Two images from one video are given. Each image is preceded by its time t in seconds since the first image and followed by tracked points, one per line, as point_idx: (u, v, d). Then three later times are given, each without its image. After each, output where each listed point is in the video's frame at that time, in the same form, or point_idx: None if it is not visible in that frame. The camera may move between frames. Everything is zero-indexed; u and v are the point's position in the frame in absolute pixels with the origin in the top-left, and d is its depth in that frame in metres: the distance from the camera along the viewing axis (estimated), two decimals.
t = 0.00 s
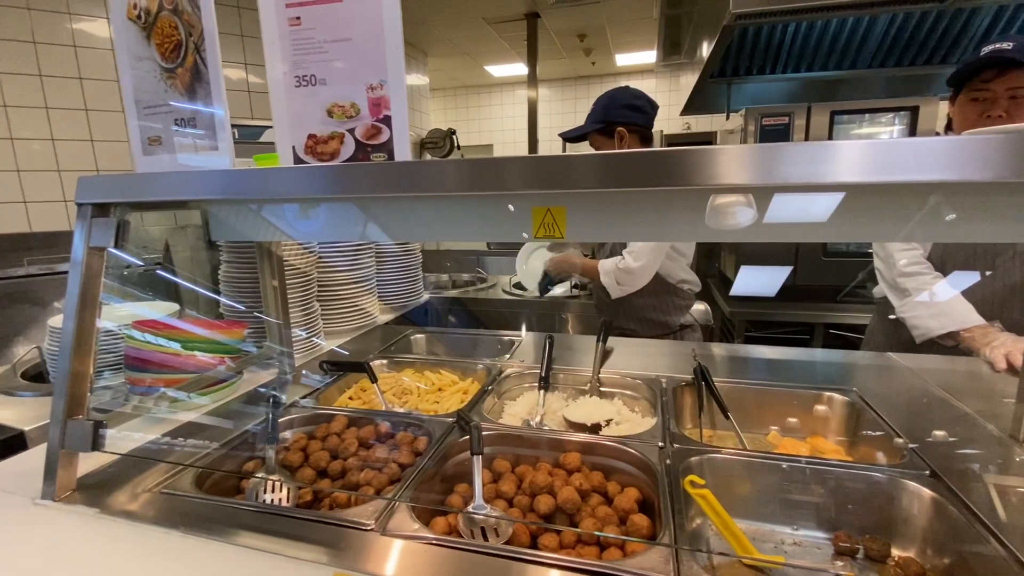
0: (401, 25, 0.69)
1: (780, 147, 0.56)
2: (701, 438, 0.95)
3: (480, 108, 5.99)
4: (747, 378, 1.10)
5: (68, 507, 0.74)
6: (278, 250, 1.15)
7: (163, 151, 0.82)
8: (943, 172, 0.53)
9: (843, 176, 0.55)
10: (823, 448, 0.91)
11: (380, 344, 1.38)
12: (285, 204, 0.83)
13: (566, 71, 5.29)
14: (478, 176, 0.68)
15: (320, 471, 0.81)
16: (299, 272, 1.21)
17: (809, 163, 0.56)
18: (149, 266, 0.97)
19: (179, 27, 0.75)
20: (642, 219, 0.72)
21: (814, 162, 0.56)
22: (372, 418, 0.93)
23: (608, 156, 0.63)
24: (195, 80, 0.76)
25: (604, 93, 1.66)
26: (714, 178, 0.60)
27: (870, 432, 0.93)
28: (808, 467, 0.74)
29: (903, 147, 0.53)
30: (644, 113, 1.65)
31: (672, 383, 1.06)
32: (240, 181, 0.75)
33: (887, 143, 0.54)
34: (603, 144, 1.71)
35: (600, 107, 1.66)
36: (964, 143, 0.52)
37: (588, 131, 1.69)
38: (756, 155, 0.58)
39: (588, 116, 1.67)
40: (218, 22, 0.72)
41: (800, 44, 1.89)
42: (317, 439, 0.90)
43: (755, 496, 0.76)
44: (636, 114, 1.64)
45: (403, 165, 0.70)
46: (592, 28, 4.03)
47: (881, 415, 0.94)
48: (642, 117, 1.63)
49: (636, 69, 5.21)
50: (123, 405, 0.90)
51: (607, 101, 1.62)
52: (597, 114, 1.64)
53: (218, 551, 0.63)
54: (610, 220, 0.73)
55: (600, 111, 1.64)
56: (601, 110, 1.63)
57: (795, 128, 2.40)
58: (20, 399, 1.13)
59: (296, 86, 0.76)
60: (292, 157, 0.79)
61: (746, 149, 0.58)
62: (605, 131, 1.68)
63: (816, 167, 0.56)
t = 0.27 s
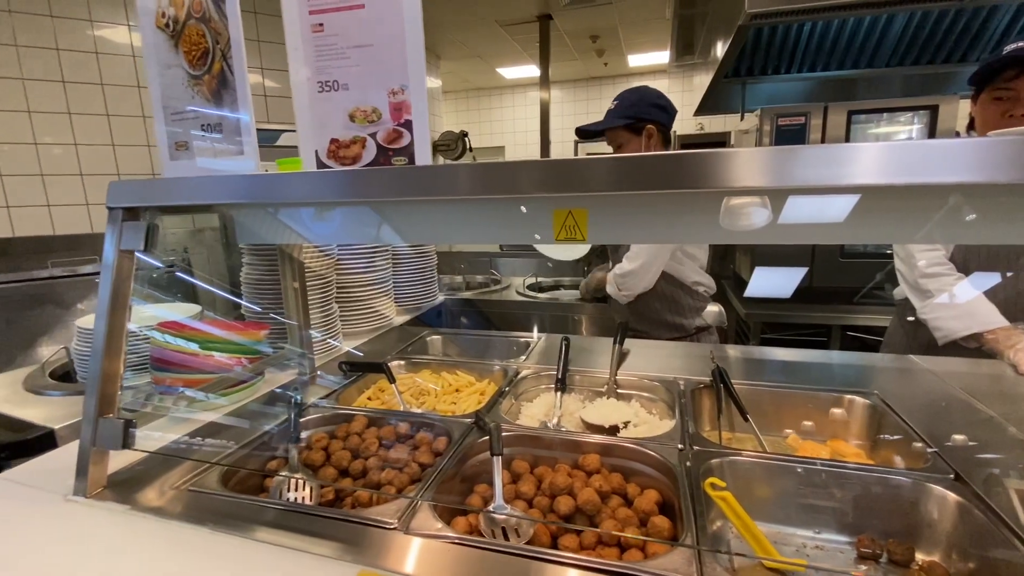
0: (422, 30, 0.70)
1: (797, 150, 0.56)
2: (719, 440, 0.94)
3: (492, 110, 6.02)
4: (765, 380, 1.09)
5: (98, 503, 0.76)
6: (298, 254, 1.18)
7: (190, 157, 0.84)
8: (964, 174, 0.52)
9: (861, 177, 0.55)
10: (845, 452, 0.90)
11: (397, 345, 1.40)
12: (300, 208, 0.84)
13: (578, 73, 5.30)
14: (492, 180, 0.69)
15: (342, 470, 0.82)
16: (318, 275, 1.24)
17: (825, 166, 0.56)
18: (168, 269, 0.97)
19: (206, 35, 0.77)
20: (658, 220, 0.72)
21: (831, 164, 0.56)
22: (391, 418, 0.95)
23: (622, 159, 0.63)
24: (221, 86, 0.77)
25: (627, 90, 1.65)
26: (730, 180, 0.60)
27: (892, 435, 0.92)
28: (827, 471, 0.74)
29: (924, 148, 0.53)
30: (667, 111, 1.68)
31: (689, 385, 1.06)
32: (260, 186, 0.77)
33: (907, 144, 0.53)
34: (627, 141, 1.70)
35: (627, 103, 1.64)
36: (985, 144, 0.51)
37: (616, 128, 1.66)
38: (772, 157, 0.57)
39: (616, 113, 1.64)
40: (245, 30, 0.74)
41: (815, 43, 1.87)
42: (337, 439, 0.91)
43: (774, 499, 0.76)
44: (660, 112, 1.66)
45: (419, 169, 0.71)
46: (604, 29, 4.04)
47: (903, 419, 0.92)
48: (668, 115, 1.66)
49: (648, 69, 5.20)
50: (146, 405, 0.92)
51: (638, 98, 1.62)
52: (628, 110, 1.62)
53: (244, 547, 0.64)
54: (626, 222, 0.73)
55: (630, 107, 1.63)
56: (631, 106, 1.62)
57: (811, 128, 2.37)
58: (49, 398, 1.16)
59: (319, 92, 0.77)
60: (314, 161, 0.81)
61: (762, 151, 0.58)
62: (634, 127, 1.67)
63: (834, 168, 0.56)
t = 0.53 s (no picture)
0: (432, 34, 0.71)
1: (806, 151, 0.56)
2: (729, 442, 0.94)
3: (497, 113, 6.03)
4: (774, 382, 1.09)
5: (113, 502, 0.77)
6: (308, 257, 1.18)
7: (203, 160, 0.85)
8: (973, 175, 0.52)
9: (871, 178, 0.55)
10: (855, 453, 0.90)
11: (405, 346, 1.41)
12: (311, 211, 0.85)
13: (584, 75, 5.30)
14: (501, 182, 0.69)
15: (353, 470, 0.83)
16: (327, 277, 1.24)
17: (834, 167, 0.56)
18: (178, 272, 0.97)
19: (220, 40, 0.78)
20: (665, 222, 0.72)
21: (840, 165, 0.56)
22: (400, 420, 0.95)
23: (631, 162, 0.63)
24: (234, 91, 0.79)
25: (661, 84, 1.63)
26: (738, 181, 0.60)
27: (903, 437, 0.92)
28: (837, 472, 0.74)
29: (933, 149, 0.53)
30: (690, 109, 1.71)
31: (697, 387, 1.06)
32: (271, 190, 0.77)
33: (917, 145, 0.53)
34: (660, 135, 1.68)
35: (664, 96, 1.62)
36: (995, 145, 0.51)
37: (656, 119, 1.62)
38: (781, 159, 0.58)
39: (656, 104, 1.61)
40: (257, 35, 0.77)
41: (823, 44, 1.86)
42: (347, 440, 0.92)
43: (784, 500, 0.76)
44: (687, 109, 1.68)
45: (428, 172, 0.71)
46: (610, 31, 4.03)
47: (914, 421, 0.92)
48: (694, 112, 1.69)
49: (654, 71, 5.19)
50: (158, 406, 0.93)
51: (677, 92, 1.61)
52: (670, 102, 1.60)
53: (257, 546, 0.65)
54: (635, 223, 0.73)
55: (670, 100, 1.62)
56: (672, 99, 1.61)
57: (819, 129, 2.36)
58: (63, 399, 1.17)
59: (330, 96, 0.78)
60: (324, 164, 0.82)
61: (771, 152, 0.58)
62: (670, 121, 1.66)
63: (843, 169, 0.56)
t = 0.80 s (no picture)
0: (430, 37, 0.71)
1: (804, 153, 0.57)
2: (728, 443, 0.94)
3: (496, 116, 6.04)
4: (774, 384, 1.09)
5: (112, 508, 0.77)
6: (308, 261, 1.18)
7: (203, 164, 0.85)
8: (970, 177, 0.52)
9: (868, 180, 0.55)
10: (854, 455, 0.90)
11: (405, 349, 1.41)
12: (310, 214, 0.85)
13: (582, 77, 5.31)
14: (500, 186, 0.69)
15: (352, 474, 0.83)
16: (327, 281, 1.24)
17: (831, 169, 0.56)
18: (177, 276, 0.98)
19: (219, 45, 0.78)
20: (664, 225, 0.73)
21: (838, 167, 0.56)
22: (400, 423, 0.95)
23: (630, 165, 0.63)
24: (233, 95, 0.79)
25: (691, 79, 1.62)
26: (736, 184, 0.60)
27: (903, 438, 0.92)
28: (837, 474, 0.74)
29: (930, 151, 0.53)
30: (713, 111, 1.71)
31: (697, 390, 1.06)
32: (270, 194, 0.78)
33: (913, 147, 0.53)
34: (688, 131, 1.65)
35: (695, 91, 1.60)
36: (991, 147, 0.52)
37: (690, 111, 1.58)
38: (778, 161, 0.58)
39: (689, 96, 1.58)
40: (256, 40, 0.76)
41: (820, 46, 1.86)
42: (346, 444, 0.92)
43: (784, 503, 0.76)
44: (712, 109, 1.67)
45: (426, 176, 0.72)
46: (608, 34, 4.04)
47: (913, 422, 0.92)
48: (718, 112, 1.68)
49: (652, 73, 5.20)
50: (157, 411, 0.93)
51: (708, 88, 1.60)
52: (703, 96, 1.58)
53: (255, 550, 0.65)
54: (634, 226, 0.73)
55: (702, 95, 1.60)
56: (704, 94, 1.59)
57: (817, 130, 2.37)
58: (62, 404, 1.17)
59: (329, 100, 0.78)
60: (323, 168, 0.82)
61: (768, 155, 0.58)
62: (701, 117, 1.63)
63: (841, 171, 0.56)
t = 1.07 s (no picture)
0: (420, 41, 0.71)
1: (793, 158, 0.57)
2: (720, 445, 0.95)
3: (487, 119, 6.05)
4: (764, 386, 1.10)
5: (99, 517, 0.76)
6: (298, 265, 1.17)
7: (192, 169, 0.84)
8: (955, 180, 0.53)
9: (856, 184, 0.56)
10: (844, 455, 0.90)
11: (396, 354, 1.40)
12: (301, 219, 0.85)
13: (573, 81, 5.33)
14: (492, 191, 0.69)
15: (344, 480, 0.82)
16: (317, 285, 1.23)
17: (820, 173, 0.57)
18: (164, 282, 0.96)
19: (207, 50, 0.78)
20: (655, 228, 0.73)
21: (826, 171, 0.56)
22: (392, 429, 0.95)
23: (621, 169, 0.64)
24: (221, 100, 0.78)
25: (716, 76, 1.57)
26: (726, 188, 0.61)
27: (891, 439, 0.93)
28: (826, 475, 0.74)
29: (916, 155, 0.53)
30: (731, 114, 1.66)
31: (688, 392, 1.06)
32: (260, 199, 0.77)
33: (899, 151, 0.54)
34: (715, 127, 1.57)
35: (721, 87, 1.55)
36: (975, 150, 0.52)
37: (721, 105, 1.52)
38: (768, 166, 0.58)
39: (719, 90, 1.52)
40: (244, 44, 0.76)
41: (808, 50, 1.89)
42: (337, 450, 0.91)
43: (774, 504, 0.76)
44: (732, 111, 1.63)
45: (418, 181, 0.72)
46: (598, 38, 4.07)
47: (901, 423, 0.93)
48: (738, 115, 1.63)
49: (643, 78, 5.24)
50: (145, 418, 0.92)
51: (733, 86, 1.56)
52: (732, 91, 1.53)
53: (245, 559, 0.64)
54: (625, 230, 0.74)
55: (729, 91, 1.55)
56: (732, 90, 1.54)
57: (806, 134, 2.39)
58: (47, 413, 1.15)
59: (318, 104, 0.78)
60: (313, 173, 0.81)
61: (758, 160, 0.58)
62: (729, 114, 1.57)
63: (829, 175, 0.56)
